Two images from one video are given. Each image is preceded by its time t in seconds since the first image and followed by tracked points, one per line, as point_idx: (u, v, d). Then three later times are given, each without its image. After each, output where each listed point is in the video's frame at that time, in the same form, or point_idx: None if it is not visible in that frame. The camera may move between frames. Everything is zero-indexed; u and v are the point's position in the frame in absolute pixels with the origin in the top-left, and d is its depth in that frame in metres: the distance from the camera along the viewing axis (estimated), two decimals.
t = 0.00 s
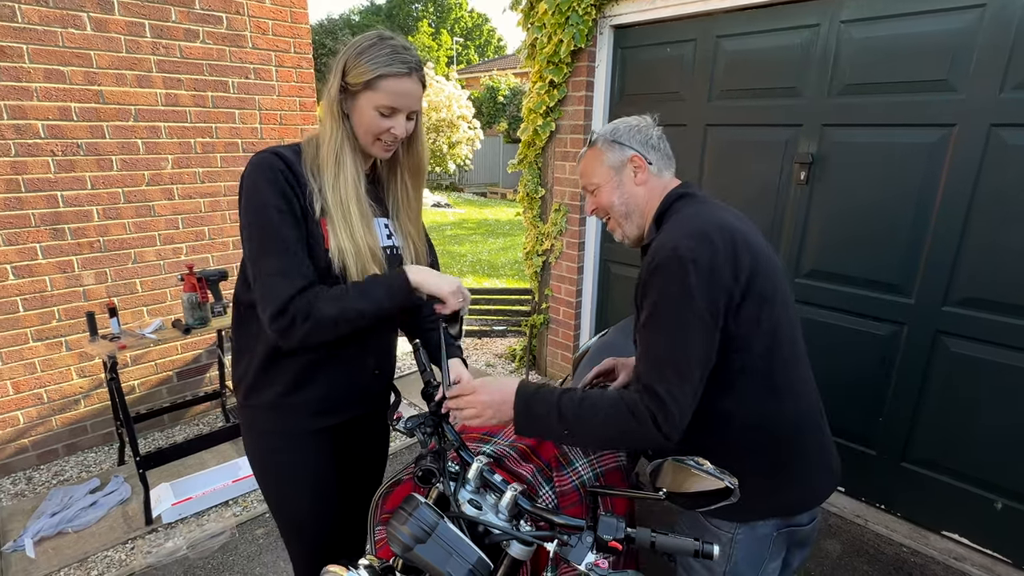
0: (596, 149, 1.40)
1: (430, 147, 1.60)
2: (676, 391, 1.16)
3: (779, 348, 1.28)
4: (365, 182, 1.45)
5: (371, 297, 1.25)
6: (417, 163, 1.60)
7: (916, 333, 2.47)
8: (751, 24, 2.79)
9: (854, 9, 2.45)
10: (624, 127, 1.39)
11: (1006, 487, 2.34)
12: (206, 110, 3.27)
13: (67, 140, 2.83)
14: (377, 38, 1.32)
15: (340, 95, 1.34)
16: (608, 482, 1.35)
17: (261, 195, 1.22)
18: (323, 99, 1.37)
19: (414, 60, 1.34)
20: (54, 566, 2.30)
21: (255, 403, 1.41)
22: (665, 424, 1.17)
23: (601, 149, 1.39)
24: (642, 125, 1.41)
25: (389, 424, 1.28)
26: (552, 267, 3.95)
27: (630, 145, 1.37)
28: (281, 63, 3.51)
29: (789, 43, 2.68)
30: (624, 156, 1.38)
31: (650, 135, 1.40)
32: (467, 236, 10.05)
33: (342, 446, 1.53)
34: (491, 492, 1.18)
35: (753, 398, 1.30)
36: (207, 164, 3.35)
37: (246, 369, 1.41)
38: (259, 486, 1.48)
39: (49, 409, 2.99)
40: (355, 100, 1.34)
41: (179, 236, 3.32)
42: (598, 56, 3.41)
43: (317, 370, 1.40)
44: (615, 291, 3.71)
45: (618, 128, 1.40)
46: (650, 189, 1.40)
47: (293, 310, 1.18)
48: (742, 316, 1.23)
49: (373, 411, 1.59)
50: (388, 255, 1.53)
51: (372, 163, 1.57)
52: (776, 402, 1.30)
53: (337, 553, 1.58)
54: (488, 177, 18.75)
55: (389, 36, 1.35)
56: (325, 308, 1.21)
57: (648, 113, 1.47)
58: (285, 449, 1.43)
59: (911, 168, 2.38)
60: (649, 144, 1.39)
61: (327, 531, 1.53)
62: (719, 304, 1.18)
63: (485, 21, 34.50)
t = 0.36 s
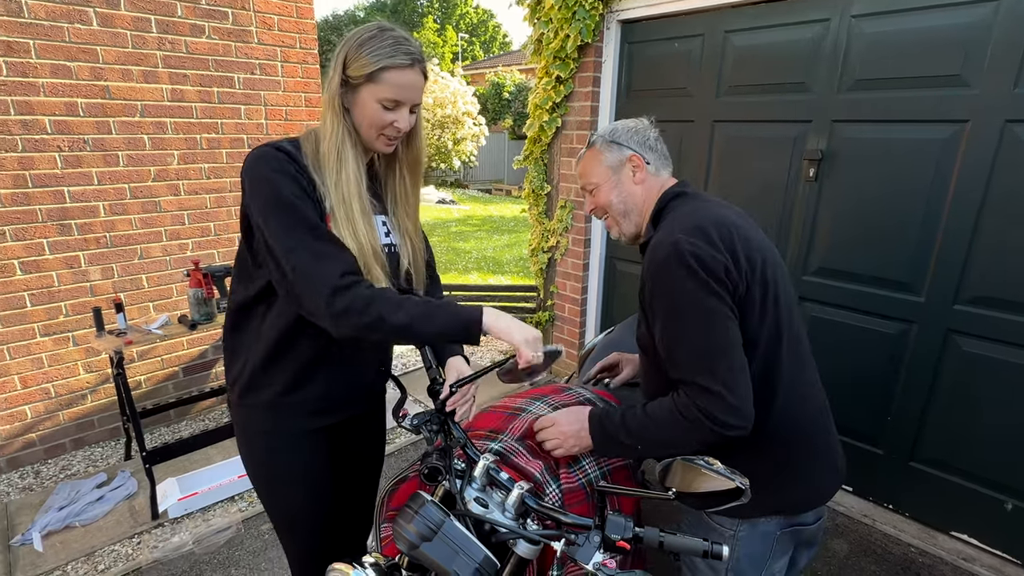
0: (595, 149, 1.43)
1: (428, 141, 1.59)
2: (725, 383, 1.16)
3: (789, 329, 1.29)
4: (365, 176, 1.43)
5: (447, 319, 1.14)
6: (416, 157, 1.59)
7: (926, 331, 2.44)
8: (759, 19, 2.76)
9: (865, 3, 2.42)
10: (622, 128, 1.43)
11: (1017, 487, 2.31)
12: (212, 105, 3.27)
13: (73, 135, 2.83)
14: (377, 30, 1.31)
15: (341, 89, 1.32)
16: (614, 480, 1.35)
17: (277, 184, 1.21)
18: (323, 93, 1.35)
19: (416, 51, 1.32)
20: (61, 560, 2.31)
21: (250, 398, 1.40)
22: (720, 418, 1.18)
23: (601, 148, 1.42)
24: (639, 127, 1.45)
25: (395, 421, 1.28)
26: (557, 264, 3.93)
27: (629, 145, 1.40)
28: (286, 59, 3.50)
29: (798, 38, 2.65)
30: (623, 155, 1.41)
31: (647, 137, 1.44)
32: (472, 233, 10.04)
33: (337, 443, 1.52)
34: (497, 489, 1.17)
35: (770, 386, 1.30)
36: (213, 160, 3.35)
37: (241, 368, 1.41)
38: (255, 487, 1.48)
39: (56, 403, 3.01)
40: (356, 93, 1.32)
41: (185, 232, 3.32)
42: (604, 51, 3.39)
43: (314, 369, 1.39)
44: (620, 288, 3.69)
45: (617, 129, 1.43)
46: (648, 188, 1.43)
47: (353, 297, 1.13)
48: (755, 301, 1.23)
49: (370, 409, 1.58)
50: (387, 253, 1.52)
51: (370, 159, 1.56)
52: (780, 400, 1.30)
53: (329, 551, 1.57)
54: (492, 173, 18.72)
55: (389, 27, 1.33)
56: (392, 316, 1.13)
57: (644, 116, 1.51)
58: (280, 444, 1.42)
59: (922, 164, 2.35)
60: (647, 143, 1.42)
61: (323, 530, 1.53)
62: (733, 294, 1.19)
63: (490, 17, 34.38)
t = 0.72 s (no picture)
0: (617, 135, 1.41)
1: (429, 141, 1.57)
2: (737, 381, 1.15)
3: (802, 330, 1.27)
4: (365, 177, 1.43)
5: (350, 372, 1.09)
6: (416, 157, 1.57)
7: (935, 332, 2.42)
8: (768, 16, 2.73)
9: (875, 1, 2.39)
10: (644, 113, 1.40)
11: None
12: (217, 103, 3.26)
13: (79, 133, 2.84)
14: (380, 29, 1.30)
15: (342, 88, 1.31)
16: (622, 482, 1.34)
17: (251, 190, 1.19)
18: (324, 92, 1.33)
19: (420, 52, 1.31)
20: (67, 557, 2.32)
21: (248, 400, 1.39)
22: (730, 416, 1.17)
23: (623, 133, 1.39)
24: (662, 112, 1.41)
25: (401, 421, 1.27)
26: (562, 263, 3.92)
27: (651, 130, 1.37)
28: (292, 57, 3.49)
29: (807, 36, 2.62)
30: (644, 142, 1.37)
31: (670, 123, 1.40)
32: (476, 232, 10.03)
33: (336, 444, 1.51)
34: (504, 491, 1.17)
35: (779, 387, 1.28)
36: (218, 158, 3.34)
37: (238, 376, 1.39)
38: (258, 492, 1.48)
39: (62, 401, 3.01)
40: (357, 93, 1.31)
41: (190, 230, 3.32)
42: (611, 50, 3.37)
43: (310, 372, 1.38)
44: (626, 287, 3.68)
45: (639, 113, 1.40)
46: (669, 177, 1.40)
47: (255, 333, 1.12)
48: (773, 300, 1.22)
49: (367, 409, 1.57)
50: (385, 255, 1.51)
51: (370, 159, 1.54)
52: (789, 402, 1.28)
53: (333, 551, 1.56)
54: (496, 172, 18.71)
55: (392, 25, 1.31)
56: (293, 359, 1.11)
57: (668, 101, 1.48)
58: (281, 446, 1.41)
59: (933, 163, 2.33)
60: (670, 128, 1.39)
61: (326, 532, 1.52)
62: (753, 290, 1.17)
63: (495, 15, 34.32)
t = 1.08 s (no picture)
0: (670, 102, 1.32)
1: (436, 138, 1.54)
2: (721, 369, 1.13)
3: (816, 337, 1.23)
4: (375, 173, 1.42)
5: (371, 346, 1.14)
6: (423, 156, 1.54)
7: (942, 332, 2.40)
8: (774, 13, 2.71)
9: None
10: (701, 78, 1.31)
11: None
12: (221, 101, 3.26)
13: (83, 131, 2.84)
14: (386, 24, 1.29)
15: (349, 83, 1.31)
16: (627, 483, 1.31)
17: (269, 181, 1.21)
18: (332, 89, 1.33)
19: (424, 45, 1.29)
20: (70, 555, 2.32)
21: (258, 386, 1.39)
22: (704, 404, 1.15)
23: (678, 101, 1.31)
24: (720, 77, 1.32)
25: (405, 420, 1.26)
26: (566, 262, 3.90)
27: (709, 100, 1.29)
28: (295, 55, 3.48)
29: (815, 33, 2.60)
30: (701, 111, 1.30)
31: (729, 90, 1.32)
32: (479, 231, 10.01)
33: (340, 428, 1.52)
34: (509, 491, 1.16)
35: (781, 393, 1.25)
36: (221, 156, 3.34)
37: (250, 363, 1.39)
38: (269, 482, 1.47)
39: (65, 399, 3.02)
40: (363, 88, 1.30)
41: (193, 228, 3.31)
42: (615, 48, 3.35)
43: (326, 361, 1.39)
44: (630, 286, 3.66)
45: (696, 78, 1.31)
46: (722, 150, 1.34)
47: (274, 307, 1.14)
48: (790, 302, 1.18)
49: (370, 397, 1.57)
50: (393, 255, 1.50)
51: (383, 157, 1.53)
52: (793, 406, 1.25)
53: (342, 540, 1.56)
54: (499, 171, 18.67)
55: (398, 20, 1.30)
56: (313, 333, 1.14)
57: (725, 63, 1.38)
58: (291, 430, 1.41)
59: (941, 162, 2.31)
60: (729, 95, 1.31)
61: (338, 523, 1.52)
62: (770, 283, 1.14)
63: (498, 14, 34.29)
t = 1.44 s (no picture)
0: (664, 108, 1.28)
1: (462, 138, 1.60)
2: (702, 379, 1.12)
3: (812, 351, 1.22)
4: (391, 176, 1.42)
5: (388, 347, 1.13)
6: (451, 157, 1.59)
7: (946, 336, 2.39)
8: (776, 18, 2.72)
9: (885, 2, 2.37)
10: (696, 82, 1.27)
11: None
12: (223, 106, 3.26)
13: (86, 135, 2.84)
14: (402, 31, 1.29)
15: (365, 88, 1.32)
16: (631, 488, 1.30)
17: (292, 174, 1.24)
18: (349, 93, 1.35)
19: (437, 54, 1.29)
20: (70, 559, 2.31)
21: (274, 370, 1.46)
22: (685, 416, 1.14)
23: (672, 107, 1.27)
24: (716, 81, 1.28)
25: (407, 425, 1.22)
26: (568, 266, 3.90)
27: (703, 105, 1.25)
28: (298, 59, 3.49)
29: (817, 37, 2.60)
30: (696, 118, 1.26)
31: (726, 94, 1.27)
32: (481, 235, 10.01)
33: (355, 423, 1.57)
34: (511, 497, 1.16)
35: (784, 404, 1.23)
36: (224, 160, 3.34)
37: (269, 348, 1.46)
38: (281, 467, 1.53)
39: (67, 402, 3.01)
40: (378, 93, 1.31)
41: (195, 232, 3.31)
42: (617, 52, 3.35)
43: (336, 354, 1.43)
44: (631, 290, 3.66)
45: (690, 83, 1.27)
46: (719, 156, 1.30)
47: (303, 291, 1.16)
48: (782, 317, 1.16)
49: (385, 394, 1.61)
50: (410, 253, 1.50)
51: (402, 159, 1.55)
52: (797, 415, 1.24)
53: (349, 534, 1.56)
54: (501, 175, 18.70)
55: (414, 28, 1.30)
56: (333, 328, 1.15)
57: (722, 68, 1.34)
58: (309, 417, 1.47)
59: (944, 166, 2.30)
60: (725, 100, 1.26)
61: (343, 514, 1.54)
62: (761, 298, 1.12)
63: (499, 19, 34.42)
